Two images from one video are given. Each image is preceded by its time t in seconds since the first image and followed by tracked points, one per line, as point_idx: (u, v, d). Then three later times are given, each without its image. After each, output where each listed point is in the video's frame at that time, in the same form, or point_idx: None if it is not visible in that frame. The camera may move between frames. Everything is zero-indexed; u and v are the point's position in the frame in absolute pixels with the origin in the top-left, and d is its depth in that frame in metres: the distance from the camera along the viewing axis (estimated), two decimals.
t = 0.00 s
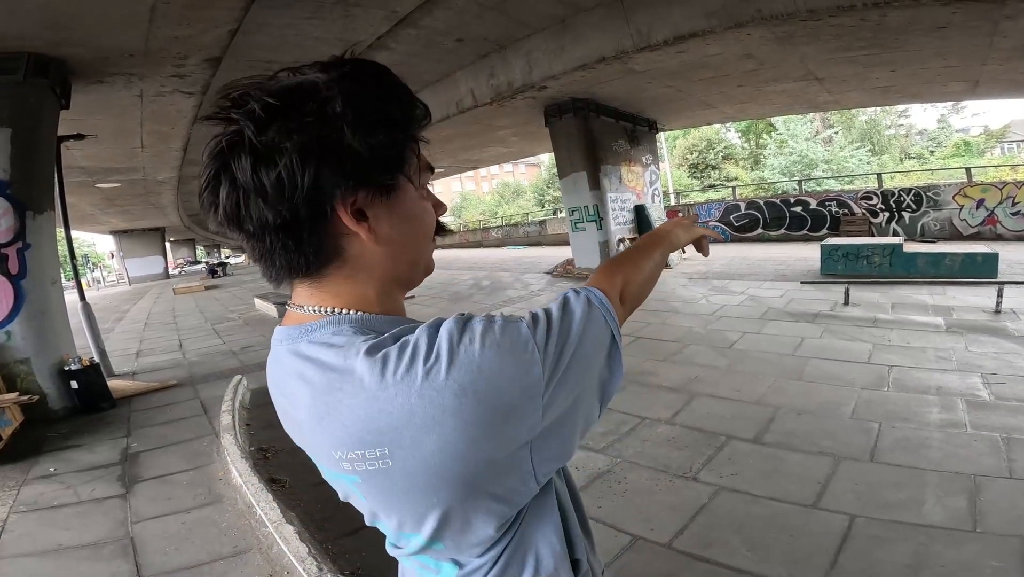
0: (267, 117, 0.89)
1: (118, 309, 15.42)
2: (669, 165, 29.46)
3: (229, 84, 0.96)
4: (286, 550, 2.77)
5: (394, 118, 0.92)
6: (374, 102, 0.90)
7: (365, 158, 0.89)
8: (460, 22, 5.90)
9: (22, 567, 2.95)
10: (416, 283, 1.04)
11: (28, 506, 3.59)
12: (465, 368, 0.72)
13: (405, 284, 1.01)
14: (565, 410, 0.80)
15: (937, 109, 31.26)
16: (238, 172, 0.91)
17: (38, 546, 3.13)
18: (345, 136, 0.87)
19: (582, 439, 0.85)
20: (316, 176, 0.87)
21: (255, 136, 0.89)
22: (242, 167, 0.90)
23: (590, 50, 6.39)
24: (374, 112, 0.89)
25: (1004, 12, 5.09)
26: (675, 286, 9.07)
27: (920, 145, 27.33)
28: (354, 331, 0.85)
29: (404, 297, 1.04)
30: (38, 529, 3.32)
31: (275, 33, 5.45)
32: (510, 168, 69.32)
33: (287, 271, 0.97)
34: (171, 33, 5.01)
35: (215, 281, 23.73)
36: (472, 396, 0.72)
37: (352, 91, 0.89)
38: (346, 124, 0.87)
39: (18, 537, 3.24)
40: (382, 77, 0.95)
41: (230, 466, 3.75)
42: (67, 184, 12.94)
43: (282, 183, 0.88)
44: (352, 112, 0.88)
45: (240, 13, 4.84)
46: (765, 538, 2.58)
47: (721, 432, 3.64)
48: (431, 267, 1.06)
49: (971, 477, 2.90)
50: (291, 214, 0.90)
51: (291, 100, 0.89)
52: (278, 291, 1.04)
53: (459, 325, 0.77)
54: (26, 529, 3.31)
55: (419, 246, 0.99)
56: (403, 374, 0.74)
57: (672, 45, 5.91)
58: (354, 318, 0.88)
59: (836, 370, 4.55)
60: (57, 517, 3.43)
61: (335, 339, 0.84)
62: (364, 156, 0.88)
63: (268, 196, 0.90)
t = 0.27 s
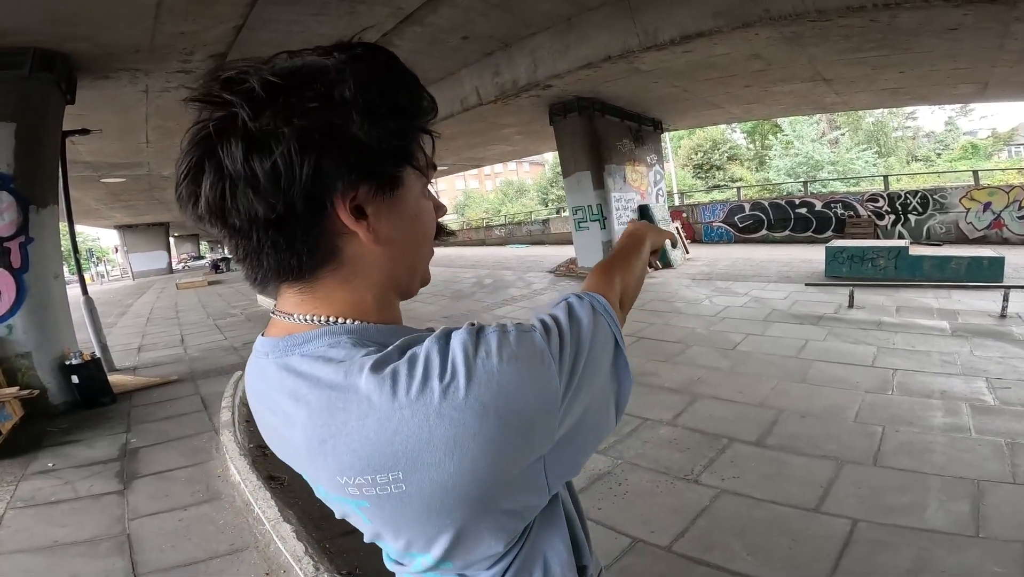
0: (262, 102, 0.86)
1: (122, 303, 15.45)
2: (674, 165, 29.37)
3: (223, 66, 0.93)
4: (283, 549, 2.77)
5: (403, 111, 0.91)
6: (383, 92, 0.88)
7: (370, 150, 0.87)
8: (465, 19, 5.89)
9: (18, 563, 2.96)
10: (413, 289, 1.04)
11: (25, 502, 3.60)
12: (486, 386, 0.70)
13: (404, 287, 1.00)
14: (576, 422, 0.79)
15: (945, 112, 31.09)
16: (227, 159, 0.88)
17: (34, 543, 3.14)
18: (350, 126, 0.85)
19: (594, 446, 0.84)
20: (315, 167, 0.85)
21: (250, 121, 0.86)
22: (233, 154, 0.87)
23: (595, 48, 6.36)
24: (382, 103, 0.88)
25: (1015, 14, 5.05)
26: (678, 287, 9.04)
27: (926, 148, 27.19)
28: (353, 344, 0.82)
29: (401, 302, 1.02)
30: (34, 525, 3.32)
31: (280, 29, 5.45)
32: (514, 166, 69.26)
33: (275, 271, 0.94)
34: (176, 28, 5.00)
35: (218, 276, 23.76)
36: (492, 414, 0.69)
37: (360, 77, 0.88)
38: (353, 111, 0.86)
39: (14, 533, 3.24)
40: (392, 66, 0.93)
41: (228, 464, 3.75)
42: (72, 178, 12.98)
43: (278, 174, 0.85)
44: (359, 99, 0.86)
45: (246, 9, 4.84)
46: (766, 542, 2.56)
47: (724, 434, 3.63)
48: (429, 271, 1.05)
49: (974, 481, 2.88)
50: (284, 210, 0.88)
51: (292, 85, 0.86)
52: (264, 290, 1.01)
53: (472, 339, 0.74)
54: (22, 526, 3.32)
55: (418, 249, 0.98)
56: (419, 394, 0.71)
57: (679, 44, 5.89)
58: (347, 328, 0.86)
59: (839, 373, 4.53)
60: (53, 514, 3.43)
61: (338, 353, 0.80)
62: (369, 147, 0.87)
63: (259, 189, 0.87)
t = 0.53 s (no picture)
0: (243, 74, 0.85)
1: (125, 299, 15.49)
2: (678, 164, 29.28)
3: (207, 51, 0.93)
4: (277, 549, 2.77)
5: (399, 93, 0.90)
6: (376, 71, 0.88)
7: (361, 129, 0.85)
8: (469, 17, 5.87)
9: (14, 560, 2.95)
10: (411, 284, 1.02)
11: (21, 499, 3.60)
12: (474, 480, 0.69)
13: (399, 282, 0.99)
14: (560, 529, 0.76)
15: (952, 113, 30.88)
16: (205, 141, 0.86)
17: (28, 540, 3.13)
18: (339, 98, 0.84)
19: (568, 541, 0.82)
20: (299, 148, 0.83)
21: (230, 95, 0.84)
22: (213, 134, 0.85)
23: (600, 47, 6.33)
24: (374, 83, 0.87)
25: None
26: (682, 287, 9.01)
27: (933, 150, 27.02)
28: (332, 355, 0.81)
29: (397, 295, 1.01)
30: (29, 522, 3.32)
31: (284, 25, 5.45)
32: (518, 165, 69.21)
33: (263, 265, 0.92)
34: (181, 23, 4.99)
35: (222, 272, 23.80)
36: (469, 505, 0.69)
37: (347, 52, 0.87)
38: (341, 88, 0.84)
39: (9, 530, 3.24)
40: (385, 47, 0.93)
41: (226, 462, 3.75)
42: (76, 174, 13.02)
43: (262, 155, 0.83)
44: (349, 77, 0.85)
45: (250, 5, 4.84)
46: (768, 546, 2.54)
47: (727, 436, 3.60)
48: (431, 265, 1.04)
49: (980, 485, 2.85)
50: (270, 194, 0.86)
51: (276, 60, 0.85)
52: (248, 282, 1.00)
53: (471, 411, 0.71)
54: (16, 523, 3.32)
55: (418, 239, 0.97)
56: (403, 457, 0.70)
57: (685, 43, 5.85)
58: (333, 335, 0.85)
59: (844, 375, 4.50)
60: (49, 511, 3.43)
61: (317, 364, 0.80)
62: (361, 124, 0.85)
63: (241, 170, 0.85)
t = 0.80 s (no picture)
0: (247, 75, 0.89)
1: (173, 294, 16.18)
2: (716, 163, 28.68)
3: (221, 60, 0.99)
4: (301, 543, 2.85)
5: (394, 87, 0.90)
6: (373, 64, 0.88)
7: (357, 122, 0.87)
8: (499, 16, 5.89)
9: (56, 547, 3.09)
10: (430, 282, 1.01)
11: (65, 488, 3.76)
12: (341, 556, 0.69)
13: (411, 281, 0.98)
14: None
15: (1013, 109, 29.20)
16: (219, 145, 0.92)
17: (69, 529, 3.26)
18: (326, 96, 0.84)
19: None
20: (288, 145, 0.86)
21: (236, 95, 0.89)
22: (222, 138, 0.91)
23: (632, 45, 6.24)
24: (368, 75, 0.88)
25: None
26: (716, 288, 8.81)
27: (991, 147, 25.64)
28: (323, 351, 0.84)
29: (412, 294, 1.01)
30: (71, 511, 3.47)
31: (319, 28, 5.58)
32: (552, 164, 69.02)
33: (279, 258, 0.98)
34: (220, 27, 5.16)
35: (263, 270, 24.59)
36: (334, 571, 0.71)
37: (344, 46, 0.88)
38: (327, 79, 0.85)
39: (51, 518, 3.39)
40: (388, 39, 0.93)
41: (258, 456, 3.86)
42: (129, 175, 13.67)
43: (260, 152, 0.88)
44: (340, 70, 0.86)
45: (285, 8, 4.97)
46: (796, 556, 2.46)
47: (760, 442, 3.50)
48: (451, 259, 1.02)
49: None
50: (272, 191, 0.90)
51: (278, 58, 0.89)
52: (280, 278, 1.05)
53: (386, 499, 0.69)
54: (60, 511, 3.48)
55: (422, 237, 0.96)
56: (309, 508, 0.71)
57: (719, 40, 5.71)
58: (332, 333, 0.87)
59: (887, 382, 4.31)
60: (91, 501, 3.59)
61: (299, 361, 0.84)
62: (349, 118, 0.86)
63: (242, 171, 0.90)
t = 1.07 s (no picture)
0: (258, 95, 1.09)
1: (223, 290, 16.89)
2: (762, 163, 27.86)
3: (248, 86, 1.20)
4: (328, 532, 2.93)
5: (368, 98, 1.04)
6: (350, 80, 1.04)
7: (336, 128, 1.01)
8: (532, 17, 5.91)
9: (101, 531, 3.24)
10: (420, 278, 1.09)
11: (114, 475, 3.97)
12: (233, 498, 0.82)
13: (401, 278, 1.08)
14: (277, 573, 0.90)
15: None
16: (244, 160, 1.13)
17: (113, 515, 3.41)
18: (304, 108, 1.01)
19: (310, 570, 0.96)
20: (279, 153, 1.05)
21: (249, 113, 1.09)
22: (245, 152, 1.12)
23: (668, 43, 6.13)
24: (344, 90, 1.03)
25: None
26: (757, 291, 8.56)
27: None
28: (302, 333, 0.99)
29: (409, 293, 1.11)
30: (117, 496, 3.65)
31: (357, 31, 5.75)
32: (592, 164, 68.45)
33: (297, 253, 1.17)
34: (264, 32, 5.37)
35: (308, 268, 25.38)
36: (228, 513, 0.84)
37: (329, 66, 1.04)
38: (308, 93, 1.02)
39: (99, 503, 3.56)
40: (371, 57, 1.07)
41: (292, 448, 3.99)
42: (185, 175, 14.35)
43: (265, 161, 1.08)
44: (320, 87, 1.03)
45: (322, 13, 5.13)
46: (821, 566, 2.38)
47: (794, 449, 3.40)
48: (439, 255, 1.08)
49: None
50: (280, 194, 1.10)
51: (276, 77, 1.06)
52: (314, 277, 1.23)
53: (277, 473, 0.79)
54: (108, 496, 3.66)
55: (399, 232, 1.05)
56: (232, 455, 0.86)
57: (758, 37, 5.55)
58: (316, 316, 1.02)
59: (936, 392, 4.10)
60: (137, 487, 3.76)
61: (286, 337, 1.00)
62: (323, 127, 1.01)
63: (256, 177, 1.11)
